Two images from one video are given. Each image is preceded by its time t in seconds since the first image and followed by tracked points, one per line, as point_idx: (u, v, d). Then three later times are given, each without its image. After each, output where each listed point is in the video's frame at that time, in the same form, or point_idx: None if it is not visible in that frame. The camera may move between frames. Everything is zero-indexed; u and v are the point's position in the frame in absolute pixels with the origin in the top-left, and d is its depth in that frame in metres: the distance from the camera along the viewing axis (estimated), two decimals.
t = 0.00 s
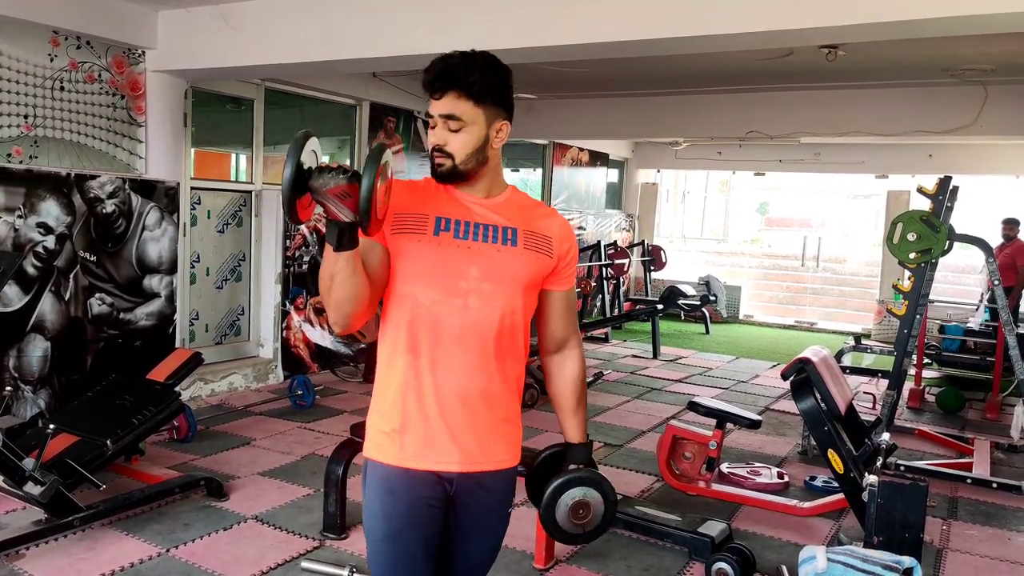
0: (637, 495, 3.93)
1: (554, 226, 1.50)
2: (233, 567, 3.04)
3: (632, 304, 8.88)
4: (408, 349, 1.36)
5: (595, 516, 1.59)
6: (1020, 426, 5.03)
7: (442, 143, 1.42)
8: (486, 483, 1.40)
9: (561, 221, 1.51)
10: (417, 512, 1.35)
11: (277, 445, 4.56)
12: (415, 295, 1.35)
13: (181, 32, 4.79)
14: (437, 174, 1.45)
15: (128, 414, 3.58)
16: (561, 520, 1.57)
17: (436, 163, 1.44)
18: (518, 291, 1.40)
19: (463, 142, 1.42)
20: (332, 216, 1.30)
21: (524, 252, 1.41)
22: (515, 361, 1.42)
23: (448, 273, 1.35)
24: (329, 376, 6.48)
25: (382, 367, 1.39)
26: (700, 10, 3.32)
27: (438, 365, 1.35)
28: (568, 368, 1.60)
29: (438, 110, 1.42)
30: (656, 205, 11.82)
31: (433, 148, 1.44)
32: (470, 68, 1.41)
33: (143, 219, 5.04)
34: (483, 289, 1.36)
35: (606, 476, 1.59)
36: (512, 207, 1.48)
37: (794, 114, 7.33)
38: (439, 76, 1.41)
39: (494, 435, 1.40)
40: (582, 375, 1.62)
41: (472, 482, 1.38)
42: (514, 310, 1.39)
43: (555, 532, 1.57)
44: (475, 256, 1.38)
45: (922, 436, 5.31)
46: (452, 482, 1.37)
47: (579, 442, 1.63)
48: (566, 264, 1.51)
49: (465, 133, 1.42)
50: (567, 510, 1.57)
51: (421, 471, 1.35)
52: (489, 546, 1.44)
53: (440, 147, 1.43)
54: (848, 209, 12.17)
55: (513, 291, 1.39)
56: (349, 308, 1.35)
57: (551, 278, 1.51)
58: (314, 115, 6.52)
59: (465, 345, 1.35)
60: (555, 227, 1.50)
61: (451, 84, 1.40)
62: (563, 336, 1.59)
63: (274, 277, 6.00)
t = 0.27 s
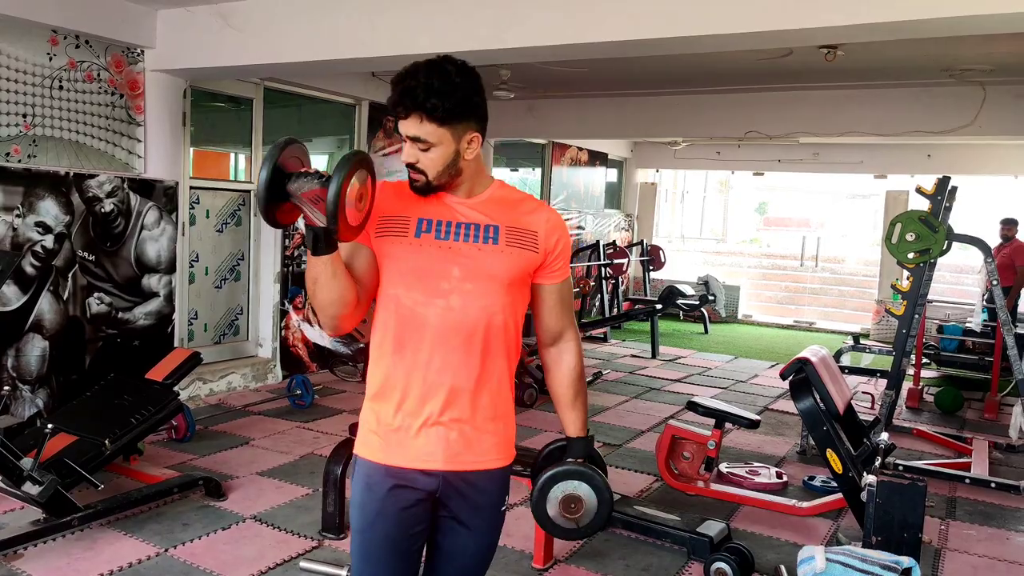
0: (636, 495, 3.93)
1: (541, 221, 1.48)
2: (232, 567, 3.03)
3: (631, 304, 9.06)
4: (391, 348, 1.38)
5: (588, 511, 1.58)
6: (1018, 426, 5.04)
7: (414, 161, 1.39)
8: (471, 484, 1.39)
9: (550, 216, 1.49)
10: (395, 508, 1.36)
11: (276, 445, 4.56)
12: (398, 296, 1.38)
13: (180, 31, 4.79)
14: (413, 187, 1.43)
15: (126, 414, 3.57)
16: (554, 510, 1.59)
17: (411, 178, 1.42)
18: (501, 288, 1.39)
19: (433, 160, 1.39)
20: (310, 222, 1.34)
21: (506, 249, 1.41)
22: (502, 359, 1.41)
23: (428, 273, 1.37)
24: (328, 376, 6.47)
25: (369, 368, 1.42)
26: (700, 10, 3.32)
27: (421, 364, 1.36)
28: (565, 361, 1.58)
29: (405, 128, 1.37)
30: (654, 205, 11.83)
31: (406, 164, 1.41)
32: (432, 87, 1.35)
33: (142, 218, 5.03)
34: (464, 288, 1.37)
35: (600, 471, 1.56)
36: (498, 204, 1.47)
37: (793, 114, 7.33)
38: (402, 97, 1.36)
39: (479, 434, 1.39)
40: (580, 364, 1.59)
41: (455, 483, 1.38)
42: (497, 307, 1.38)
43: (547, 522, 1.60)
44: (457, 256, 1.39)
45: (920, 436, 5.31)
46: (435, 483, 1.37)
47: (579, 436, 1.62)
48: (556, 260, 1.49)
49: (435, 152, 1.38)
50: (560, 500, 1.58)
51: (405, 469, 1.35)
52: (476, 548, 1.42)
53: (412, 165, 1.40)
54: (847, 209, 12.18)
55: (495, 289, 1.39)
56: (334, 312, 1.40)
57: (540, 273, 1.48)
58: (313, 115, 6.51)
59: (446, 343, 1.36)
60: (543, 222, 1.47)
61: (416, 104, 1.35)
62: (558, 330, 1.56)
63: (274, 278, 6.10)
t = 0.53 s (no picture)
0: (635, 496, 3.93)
1: (510, 214, 1.45)
2: (230, 566, 3.03)
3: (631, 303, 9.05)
4: (365, 352, 1.41)
5: (579, 501, 1.59)
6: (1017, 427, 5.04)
7: (373, 166, 1.40)
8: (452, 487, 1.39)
9: (519, 207, 1.46)
10: (376, 511, 1.40)
11: (275, 445, 4.55)
12: (369, 300, 1.40)
13: (180, 30, 4.78)
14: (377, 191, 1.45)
15: (125, 413, 3.57)
16: (543, 502, 1.59)
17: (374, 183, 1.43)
18: (467, 285, 1.38)
19: (391, 163, 1.39)
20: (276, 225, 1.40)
21: (472, 245, 1.40)
22: (474, 357, 1.40)
23: (395, 275, 1.39)
24: (327, 376, 6.48)
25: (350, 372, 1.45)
26: (700, 10, 3.31)
27: (392, 365, 1.37)
28: (546, 354, 1.53)
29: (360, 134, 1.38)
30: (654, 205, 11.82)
31: (366, 170, 1.42)
32: (380, 91, 1.35)
33: (142, 218, 5.03)
34: (431, 287, 1.37)
35: (589, 462, 1.57)
36: (466, 199, 1.46)
37: (793, 114, 7.32)
38: (351, 105, 1.37)
39: (454, 435, 1.39)
40: (562, 353, 1.54)
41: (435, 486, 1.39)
42: (464, 304, 1.38)
43: (538, 515, 1.60)
44: (421, 254, 1.39)
45: (920, 437, 5.31)
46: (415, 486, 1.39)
47: (565, 427, 1.58)
48: (528, 252, 1.46)
49: (392, 156, 1.39)
50: (550, 492, 1.59)
51: (384, 471, 1.38)
52: (463, 553, 1.41)
53: (372, 170, 1.41)
54: (846, 209, 12.19)
55: (461, 286, 1.38)
56: (305, 316, 1.44)
57: (512, 266, 1.45)
58: (313, 114, 6.51)
59: (414, 344, 1.36)
60: (511, 215, 1.45)
61: (366, 109, 1.36)
62: (535, 323, 1.51)
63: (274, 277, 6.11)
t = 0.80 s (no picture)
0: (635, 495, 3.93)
1: (502, 215, 1.44)
2: (230, 566, 3.03)
3: (629, 303, 8.99)
4: (356, 352, 1.42)
5: (568, 507, 1.53)
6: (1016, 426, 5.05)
7: (363, 167, 1.42)
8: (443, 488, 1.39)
9: (511, 208, 1.45)
10: (369, 509, 1.41)
11: (274, 445, 4.55)
12: (360, 299, 1.42)
13: (180, 30, 4.78)
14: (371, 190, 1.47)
15: (124, 412, 3.56)
16: (531, 504, 1.54)
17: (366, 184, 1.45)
18: (453, 285, 1.38)
19: (380, 165, 1.41)
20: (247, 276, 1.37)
21: (458, 244, 1.39)
22: (462, 357, 1.39)
23: (382, 274, 1.40)
24: (326, 375, 6.48)
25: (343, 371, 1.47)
26: (699, 10, 3.32)
27: (379, 363, 1.39)
28: (539, 356, 1.53)
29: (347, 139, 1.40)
30: (653, 205, 11.82)
31: (358, 171, 1.44)
32: (361, 94, 1.36)
33: (141, 217, 5.02)
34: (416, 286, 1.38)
35: (583, 465, 1.54)
36: (457, 200, 1.46)
37: (793, 114, 7.33)
38: (336, 109, 1.38)
39: (441, 435, 1.38)
40: (556, 358, 1.55)
41: (427, 486, 1.39)
42: (450, 304, 1.38)
43: (523, 515, 1.55)
44: (408, 254, 1.39)
45: (918, 437, 5.32)
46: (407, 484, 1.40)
47: (557, 433, 1.58)
48: (520, 254, 1.45)
49: (379, 158, 1.40)
50: (538, 495, 1.54)
51: (372, 470, 1.40)
52: (455, 554, 1.41)
53: (364, 171, 1.43)
54: (846, 209, 12.21)
55: (446, 286, 1.38)
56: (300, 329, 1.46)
57: (504, 267, 1.44)
58: (312, 114, 6.52)
59: (400, 343, 1.38)
60: (502, 216, 1.44)
61: (349, 113, 1.37)
62: (528, 325, 1.51)
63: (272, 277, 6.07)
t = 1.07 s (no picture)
0: (636, 496, 3.93)
1: (516, 218, 1.44)
2: (231, 567, 3.03)
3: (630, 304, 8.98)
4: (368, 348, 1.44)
5: (564, 520, 1.53)
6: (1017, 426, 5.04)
7: (383, 173, 1.43)
8: (447, 488, 1.39)
9: (526, 213, 1.45)
10: (374, 508, 1.41)
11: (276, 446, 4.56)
12: (373, 296, 1.43)
13: (181, 32, 4.79)
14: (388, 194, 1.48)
15: (126, 414, 3.57)
16: (530, 515, 1.55)
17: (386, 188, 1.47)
18: (465, 286, 1.38)
19: (399, 170, 1.42)
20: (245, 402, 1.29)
21: (471, 245, 1.39)
22: (472, 358, 1.40)
23: (395, 272, 1.40)
24: (327, 377, 6.48)
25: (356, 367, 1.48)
26: (700, 10, 3.32)
27: (391, 361, 1.40)
28: (548, 362, 1.52)
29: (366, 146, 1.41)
30: (654, 205, 11.83)
31: (378, 176, 1.45)
32: (377, 102, 1.37)
33: (142, 219, 5.03)
34: (427, 285, 1.38)
35: (582, 479, 1.51)
36: (472, 202, 1.46)
37: (793, 114, 7.33)
38: (354, 118, 1.39)
39: (449, 434, 1.39)
40: (564, 366, 1.53)
41: (431, 485, 1.39)
42: (461, 304, 1.38)
43: (521, 525, 1.56)
44: (419, 253, 1.39)
45: (920, 437, 5.32)
46: (412, 483, 1.40)
47: (565, 443, 1.55)
48: (534, 257, 1.45)
49: (398, 163, 1.41)
50: (537, 508, 1.55)
51: (380, 468, 1.41)
52: (458, 554, 1.41)
53: (384, 177, 1.44)
54: (846, 209, 12.19)
55: (458, 286, 1.38)
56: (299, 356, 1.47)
57: (517, 269, 1.44)
58: (313, 115, 6.53)
59: (411, 341, 1.39)
60: (516, 219, 1.44)
61: (366, 121, 1.38)
62: (539, 330, 1.50)
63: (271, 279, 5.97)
